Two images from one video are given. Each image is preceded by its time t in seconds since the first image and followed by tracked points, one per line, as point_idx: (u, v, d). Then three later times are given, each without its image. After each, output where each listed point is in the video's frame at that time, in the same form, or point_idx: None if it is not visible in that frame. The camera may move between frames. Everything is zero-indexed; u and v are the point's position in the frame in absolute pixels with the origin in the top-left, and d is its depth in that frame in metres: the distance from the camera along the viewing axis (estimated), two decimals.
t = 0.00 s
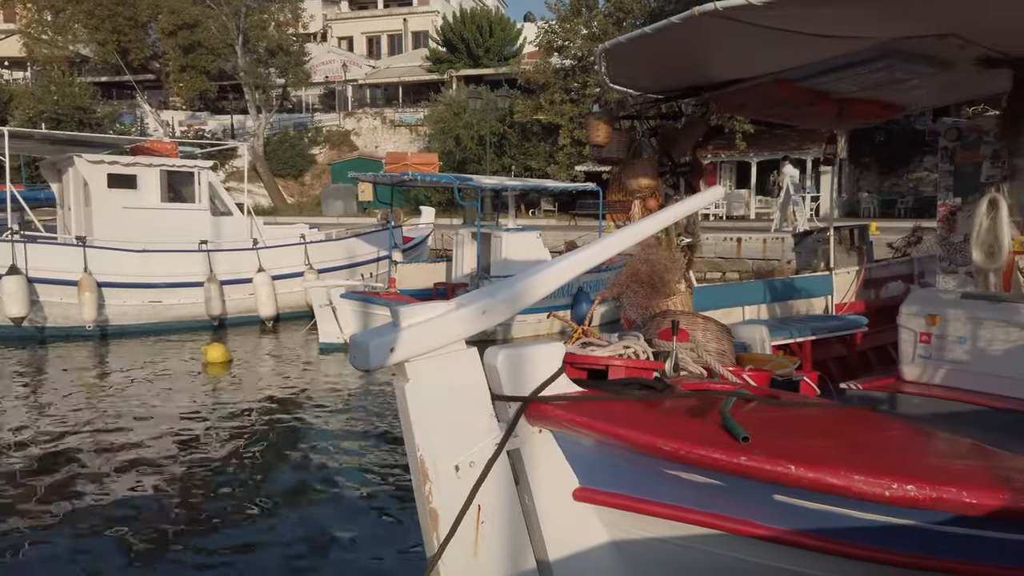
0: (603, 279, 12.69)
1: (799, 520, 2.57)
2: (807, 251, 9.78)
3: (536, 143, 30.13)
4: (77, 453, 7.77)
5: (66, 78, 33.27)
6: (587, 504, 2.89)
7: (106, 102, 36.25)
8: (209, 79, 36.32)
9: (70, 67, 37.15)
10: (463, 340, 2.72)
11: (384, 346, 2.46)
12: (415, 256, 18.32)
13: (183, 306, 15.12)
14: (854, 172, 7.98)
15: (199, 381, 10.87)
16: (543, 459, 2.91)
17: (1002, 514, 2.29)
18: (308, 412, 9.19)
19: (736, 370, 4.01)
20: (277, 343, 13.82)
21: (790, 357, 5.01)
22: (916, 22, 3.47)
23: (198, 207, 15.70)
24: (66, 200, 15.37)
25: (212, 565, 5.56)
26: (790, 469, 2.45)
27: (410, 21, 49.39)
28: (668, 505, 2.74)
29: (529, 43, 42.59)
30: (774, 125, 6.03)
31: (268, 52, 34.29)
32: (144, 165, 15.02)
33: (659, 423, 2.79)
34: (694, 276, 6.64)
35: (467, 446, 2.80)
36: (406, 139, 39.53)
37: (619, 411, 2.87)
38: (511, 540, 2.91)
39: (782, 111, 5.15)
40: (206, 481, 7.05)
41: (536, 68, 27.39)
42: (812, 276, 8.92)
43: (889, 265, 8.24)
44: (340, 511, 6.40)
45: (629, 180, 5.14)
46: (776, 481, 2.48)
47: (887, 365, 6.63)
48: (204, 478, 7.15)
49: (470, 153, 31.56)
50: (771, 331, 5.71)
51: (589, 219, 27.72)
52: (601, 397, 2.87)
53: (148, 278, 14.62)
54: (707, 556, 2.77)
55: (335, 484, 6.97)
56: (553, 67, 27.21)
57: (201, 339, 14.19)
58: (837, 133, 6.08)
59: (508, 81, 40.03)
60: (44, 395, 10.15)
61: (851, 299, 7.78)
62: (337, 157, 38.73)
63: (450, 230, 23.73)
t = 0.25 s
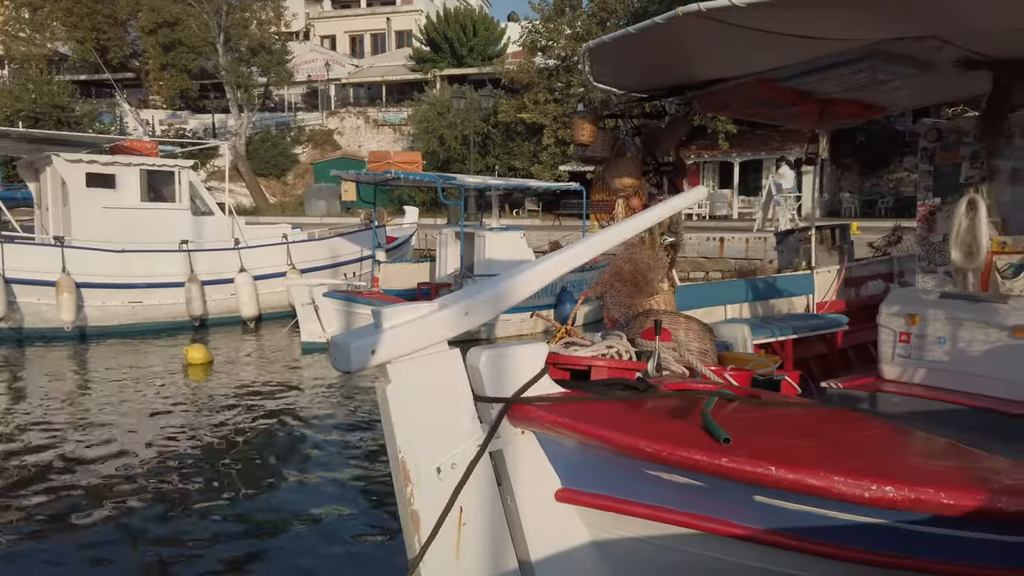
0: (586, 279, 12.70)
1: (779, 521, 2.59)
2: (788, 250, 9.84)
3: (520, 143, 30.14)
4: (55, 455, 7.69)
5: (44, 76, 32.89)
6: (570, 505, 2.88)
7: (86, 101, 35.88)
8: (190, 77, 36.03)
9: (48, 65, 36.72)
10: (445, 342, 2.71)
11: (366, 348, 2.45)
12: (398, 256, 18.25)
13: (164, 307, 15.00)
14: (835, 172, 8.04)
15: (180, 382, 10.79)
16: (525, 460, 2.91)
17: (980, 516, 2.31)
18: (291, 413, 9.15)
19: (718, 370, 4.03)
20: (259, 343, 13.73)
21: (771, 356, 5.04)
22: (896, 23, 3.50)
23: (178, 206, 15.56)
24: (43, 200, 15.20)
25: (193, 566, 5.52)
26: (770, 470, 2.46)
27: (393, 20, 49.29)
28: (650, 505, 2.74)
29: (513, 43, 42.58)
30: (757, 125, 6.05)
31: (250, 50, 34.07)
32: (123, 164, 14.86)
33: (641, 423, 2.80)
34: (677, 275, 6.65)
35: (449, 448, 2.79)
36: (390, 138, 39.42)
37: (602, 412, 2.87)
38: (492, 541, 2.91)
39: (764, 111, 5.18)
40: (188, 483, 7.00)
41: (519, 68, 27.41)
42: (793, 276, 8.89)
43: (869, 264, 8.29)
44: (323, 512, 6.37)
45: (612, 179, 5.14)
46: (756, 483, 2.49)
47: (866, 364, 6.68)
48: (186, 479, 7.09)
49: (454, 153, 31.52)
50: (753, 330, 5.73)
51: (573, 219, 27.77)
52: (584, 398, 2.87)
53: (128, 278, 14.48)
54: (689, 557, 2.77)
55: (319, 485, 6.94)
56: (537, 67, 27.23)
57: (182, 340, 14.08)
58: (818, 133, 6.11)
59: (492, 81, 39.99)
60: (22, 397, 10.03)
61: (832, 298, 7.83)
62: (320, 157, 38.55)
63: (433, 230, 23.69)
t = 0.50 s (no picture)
0: (570, 279, 12.70)
1: (759, 522, 2.60)
2: (771, 250, 9.91)
3: (504, 143, 30.12)
4: (34, 458, 7.61)
5: (23, 74, 32.52)
6: (552, 507, 2.89)
7: (65, 100, 35.51)
8: (171, 76, 35.75)
9: (27, 63, 36.30)
10: (427, 345, 2.70)
11: (347, 351, 2.44)
12: (382, 256, 18.18)
13: (145, 307, 14.87)
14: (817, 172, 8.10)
15: (161, 383, 10.71)
16: (507, 462, 2.90)
17: (958, 517, 2.33)
18: (273, 414, 9.10)
19: (701, 370, 4.05)
20: (242, 344, 13.65)
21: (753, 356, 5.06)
22: (879, 26, 3.52)
23: (159, 206, 15.43)
24: (22, 200, 15.03)
25: (174, 569, 5.48)
26: (751, 473, 2.47)
27: (377, 20, 49.13)
28: (633, 507, 2.74)
29: (497, 42, 42.54)
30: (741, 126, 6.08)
31: (233, 49, 33.82)
32: (103, 164, 14.71)
33: (624, 426, 2.80)
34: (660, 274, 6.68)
35: (431, 451, 2.78)
36: (374, 138, 39.29)
37: (584, 414, 2.87)
38: (474, 543, 2.91)
39: (746, 111, 5.20)
40: (170, 486, 6.93)
41: (504, 68, 27.38)
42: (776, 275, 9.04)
43: (849, 263, 8.36)
44: (306, 514, 6.34)
45: (596, 180, 5.17)
46: (737, 485, 2.50)
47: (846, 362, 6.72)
48: (167, 481, 7.04)
49: (439, 153, 31.46)
50: (735, 328, 5.77)
51: (558, 219, 27.79)
52: (566, 400, 2.87)
53: (109, 279, 14.35)
54: (671, 557, 2.77)
55: (302, 487, 6.91)
56: (522, 67, 27.22)
57: (164, 341, 13.97)
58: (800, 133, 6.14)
59: (477, 80, 39.95)
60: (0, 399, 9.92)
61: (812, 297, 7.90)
62: (303, 156, 38.36)
63: (418, 230, 23.64)
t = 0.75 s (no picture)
0: (555, 279, 12.71)
1: (741, 525, 2.62)
2: (753, 249, 9.97)
3: (489, 143, 30.11)
4: (14, 460, 7.55)
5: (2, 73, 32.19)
6: (535, 509, 2.90)
7: (45, 99, 35.17)
8: (153, 75, 35.49)
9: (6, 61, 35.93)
10: (410, 349, 2.70)
11: (329, 356, 2.43)
12: (367, 256, 18.12)
13: (127, 308, 14.76)
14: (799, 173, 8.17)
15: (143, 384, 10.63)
16: (490, 466, 2.90)
17: (935, 519, 2.36)
18: (257, 414, 9.06)
19: (683, 371, 4.07)
20: (225, 344, 13.57)
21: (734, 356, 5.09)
22: (860, 30, 3.56)
23: (141, 206, 15.32)
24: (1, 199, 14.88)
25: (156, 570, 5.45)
26: (732, 476, 2.48)
27: (362, 20, 49.00)
28: (614, 509, 2.76)
29: (482, 43, 42.53)
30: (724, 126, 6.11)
31: (215, 48, 33.55)
32: (83, 163, 14.58)
33: (607, 429, 2.81)
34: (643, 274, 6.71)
35: (414, 455, 2.77)
36: (358, 138, 39.16)
37: (567, 417, 2.88)
38: (457, 546, 2.89)
39: (730, 111, 5.24)
40: (152, 488, 6.89)
41: (489, 69, 27.37)
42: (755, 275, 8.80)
43: (831, 262, 8.40)
44: (289, 514, 6.32)
45: (580, 181, 5.19)
46: (718, 488, 2.51)
47: (827, 361, 6.76)
48: (149, 482, 7.00)
49: (424, 153, 31.41)
50: (718, 328, 5.80)
51: (543, 219, 27.83)
52: (549, 404, 2.87)
53: (90, 279, 14.23)
54: (654, 559, 2.80)
55: (285, 487, 6.89)
56: (507, 67, 27.21)
57: (146, 342, 13.86)
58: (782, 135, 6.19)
59: (462, 80, 39.91)
60: None
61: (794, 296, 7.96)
62: (287, 156, 38.18)
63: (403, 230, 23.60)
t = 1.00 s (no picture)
0: (540, 279, 12.72)
1: (720, 526, 2.65)
2: (736, 249, 10.01)
3: (474, 143, 30.07)
4: None
5: None
6: (518, 513, 2.92)
7: (25, 97, 34.77)
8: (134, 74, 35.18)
9: None
10: (392, 354, 2.68)
11: (309, 363, 2.42)
12: (351, 256, 18.05)
13: (108, 308, 14.63)
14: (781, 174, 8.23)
15: (124, 386, 10.54)
16: (472, 470, 2.90)
17: (911, 520, 2.40)
18: (239, 416, 9.01)
19: (666, 373, 4.08)
20: (207, 345, 13.48)
21: (716, 356, 5.11)
22: (840, 35, 3.59)
23: (122, 205, 15.18)
24: None
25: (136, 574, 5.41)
26: (712, 479, 2.50)
27: (346, 19, 48.81)
28: (595, 511, 2.77)
29: (466, 43, 42.48)
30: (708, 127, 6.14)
31: (198, 47, 33.26)
32: (63, 162, 14.43)
33: (589, 432, 2.82)
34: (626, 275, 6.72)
35: (395, 460, 2.73)
36: (343, 138, 39.00)
37: (549, 421, 2.89)
38: (438, 551, 2.86)
39: (712, 113, 5.27)
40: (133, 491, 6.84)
41: (473, 68, 27.35)
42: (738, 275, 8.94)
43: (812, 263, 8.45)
44: (272, 517, 6.30)
45: (563, 182, 5.20)
46: (699, 491, 2.53)
47: (809, 361, 6.80)
48: (129, 485, 6.95)
49: (408, 153, 31.32)
50: (701, 328, 5.82)
51: (527, 219, 27.83)
52: (531, 407, 2.88)
53: (70, 280, 14.11)
54: (635, 560, 2.82)
55: (268, 489, 6.86)
56: (491, 67, 27.19)
57: (127, 343, 13.74)
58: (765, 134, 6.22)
59: (446, 80, 39.83)
60: None
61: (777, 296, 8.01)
62: (271, 155, 37.97)
63: (387, 230, 23.53)
